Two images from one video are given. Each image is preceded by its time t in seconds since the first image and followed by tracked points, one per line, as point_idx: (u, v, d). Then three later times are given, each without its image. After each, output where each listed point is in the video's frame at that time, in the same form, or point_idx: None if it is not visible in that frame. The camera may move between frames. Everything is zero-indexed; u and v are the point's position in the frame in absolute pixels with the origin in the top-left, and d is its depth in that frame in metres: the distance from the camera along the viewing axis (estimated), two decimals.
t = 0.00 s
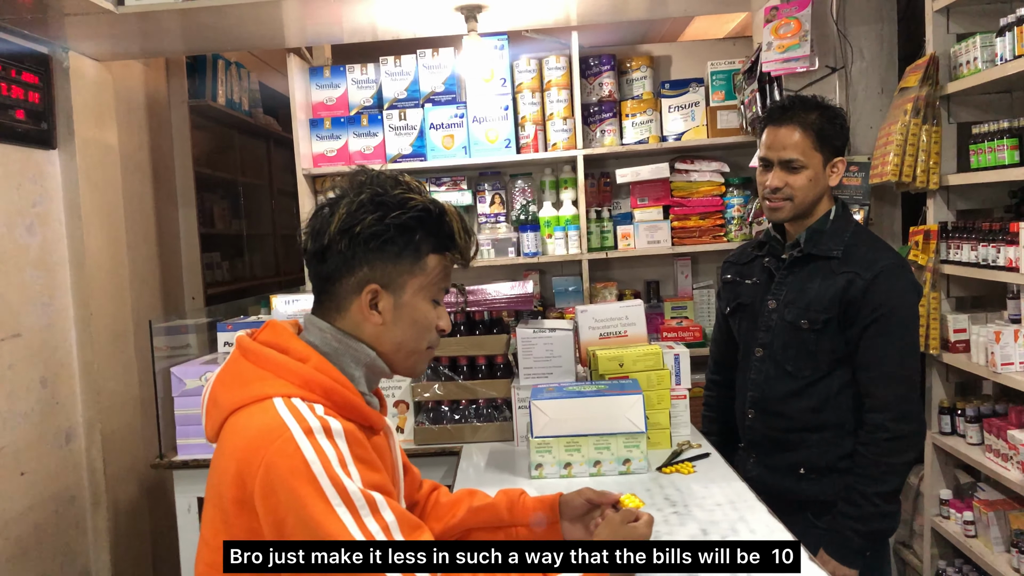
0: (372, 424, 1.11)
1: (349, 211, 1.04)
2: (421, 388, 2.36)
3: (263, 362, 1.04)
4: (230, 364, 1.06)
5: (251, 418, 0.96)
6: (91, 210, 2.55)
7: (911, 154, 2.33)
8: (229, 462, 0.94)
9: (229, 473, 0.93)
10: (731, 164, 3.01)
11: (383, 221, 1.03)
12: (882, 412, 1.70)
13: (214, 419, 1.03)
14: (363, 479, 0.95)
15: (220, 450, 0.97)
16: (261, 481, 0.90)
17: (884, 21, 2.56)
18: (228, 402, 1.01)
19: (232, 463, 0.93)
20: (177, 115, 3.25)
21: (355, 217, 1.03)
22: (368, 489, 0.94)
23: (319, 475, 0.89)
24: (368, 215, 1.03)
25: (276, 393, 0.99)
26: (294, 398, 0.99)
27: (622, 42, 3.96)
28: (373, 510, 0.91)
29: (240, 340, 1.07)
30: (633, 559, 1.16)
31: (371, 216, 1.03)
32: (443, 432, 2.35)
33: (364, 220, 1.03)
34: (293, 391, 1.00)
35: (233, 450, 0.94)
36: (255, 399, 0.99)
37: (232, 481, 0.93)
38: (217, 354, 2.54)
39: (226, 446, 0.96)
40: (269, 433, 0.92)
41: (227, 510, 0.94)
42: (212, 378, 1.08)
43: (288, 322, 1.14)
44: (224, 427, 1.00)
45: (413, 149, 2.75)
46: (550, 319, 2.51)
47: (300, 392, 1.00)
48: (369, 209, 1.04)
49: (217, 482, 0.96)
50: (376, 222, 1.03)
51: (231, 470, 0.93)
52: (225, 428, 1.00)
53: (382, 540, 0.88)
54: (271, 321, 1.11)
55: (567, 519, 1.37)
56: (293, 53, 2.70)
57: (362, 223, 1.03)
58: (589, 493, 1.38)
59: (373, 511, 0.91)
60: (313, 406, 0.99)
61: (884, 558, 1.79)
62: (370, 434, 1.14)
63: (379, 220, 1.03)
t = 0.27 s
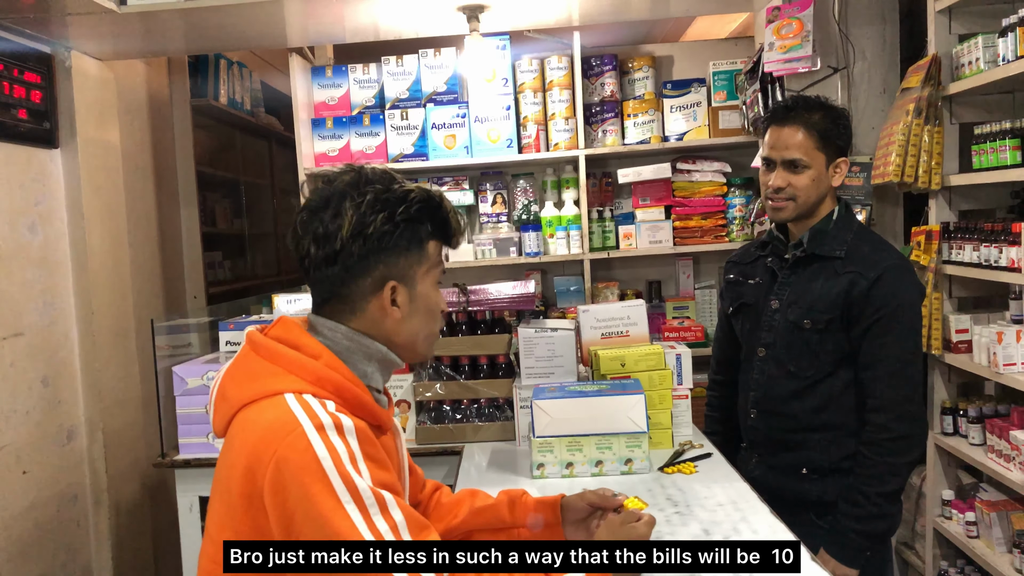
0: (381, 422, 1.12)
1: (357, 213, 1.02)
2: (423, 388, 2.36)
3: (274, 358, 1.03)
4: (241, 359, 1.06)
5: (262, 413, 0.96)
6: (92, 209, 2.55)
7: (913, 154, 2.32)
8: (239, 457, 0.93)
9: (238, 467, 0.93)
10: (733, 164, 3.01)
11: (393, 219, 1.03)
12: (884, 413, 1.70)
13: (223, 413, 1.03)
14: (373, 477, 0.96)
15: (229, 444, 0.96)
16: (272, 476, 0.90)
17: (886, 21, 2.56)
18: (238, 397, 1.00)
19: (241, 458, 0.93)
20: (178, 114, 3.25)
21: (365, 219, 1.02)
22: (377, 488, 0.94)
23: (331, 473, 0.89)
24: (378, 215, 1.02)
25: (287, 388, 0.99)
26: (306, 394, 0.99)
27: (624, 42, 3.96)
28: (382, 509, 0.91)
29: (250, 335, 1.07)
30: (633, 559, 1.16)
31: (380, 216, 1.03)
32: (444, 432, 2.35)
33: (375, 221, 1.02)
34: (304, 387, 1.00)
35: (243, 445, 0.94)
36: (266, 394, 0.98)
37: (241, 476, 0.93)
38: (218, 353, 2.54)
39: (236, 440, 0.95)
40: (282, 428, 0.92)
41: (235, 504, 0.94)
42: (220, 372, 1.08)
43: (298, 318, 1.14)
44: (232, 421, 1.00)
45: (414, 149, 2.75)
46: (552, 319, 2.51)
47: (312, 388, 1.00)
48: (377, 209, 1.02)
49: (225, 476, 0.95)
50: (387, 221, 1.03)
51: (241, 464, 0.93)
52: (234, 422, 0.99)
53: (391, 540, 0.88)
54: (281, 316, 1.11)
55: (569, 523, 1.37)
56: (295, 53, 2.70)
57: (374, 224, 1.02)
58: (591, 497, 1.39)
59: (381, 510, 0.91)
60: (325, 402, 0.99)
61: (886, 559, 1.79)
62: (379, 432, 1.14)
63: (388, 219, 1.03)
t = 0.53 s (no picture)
0: (372, 421, 1.13)
1: (316, 216, 1.00)
2: (414, 388, 2.35)
3: (265, 358, 1.03)
4: (230, 361, 1.05)
5: (255, 412, 0.95)
6: (83, 208, 2.53)
7: (903, 156, 2.32)
8: (232, 457, 0.92)
9: (231, 468, 0.92)
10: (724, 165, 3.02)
11: (352, 213, 1.03)
12: (876, 413, 1.70)
13: (213, 415, 1.01)
14: (366, 476, 0.96)
15: (221, 445, 0.95)
16: (266, 475, 0.89)
17: (877, 23, 2.57)
18: (229, 398, 0.99)
19: (235, 458, 0.92)
20: (170, 113, 3.24)
21: (325, 221, 1.01)
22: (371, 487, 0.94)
23: (325, 471, 0.89)
24: (337, 214, 1.01)
25: (279, 388, 0.98)
26: (298, 393, 0.98)
27: (616, 43, 3.96)
28: (376, 508, 0.91)
29: (239, 337, 1.06)
30: (632, 559, 1.16)
31: (339, 214, 1.02)
32: (436, 432, 2.35)
33: (336, 221, 1.01)
34: (297, 386, 0.99)
35: (237, 445, 0.93)
36: (258, 393, 0.98)
37: (234, 476, 0.92)
38: (210, 353, 2.53)
39: (229, 440, 0.94)
40: (275, 426, 0.92)
41: (227, 506, 0.93)
42: (210, 374, 1.07)
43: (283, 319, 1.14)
44: (224, 422, 0.99)
45: (407, 149, 2.75)
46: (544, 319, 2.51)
47: (303, 387, 1.00)
48: (334, 208, 1.01)
49: (217, 477, 0.94)
50: (347, 217, 1.02)
51: (234, 464, 0.92)
52: (225, 423, 0.98)
53: (385, 539, 0.88)
54: (268, 318, 1.10)
55: (559, 525, 1.37)
56: (286, 52, 2.70)
57: (335, 223, 1.01)
58: (580, 499, 1.37)
59: (376, 509, 0.91)
60: (318, 401, 0.99)
61: (877, 559, 1.80)
62: (369, 431, 1.14)
63: (348, 215, 1.02)
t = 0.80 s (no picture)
0: (366, 421, 1.14)
1: (288, 221, 1.01)
2: (410, 390, 2.36)
3: (258, 361, 1.03)
4: (224, 364, 1.05)
5: (249, 415, 0.95)
6: (77, 209, 2.53)
7: (896, 160, 2.35)
8: (227, 459, 0.93)
9: (226, 470, 0.92)
10: (719, 169, 3.03)
11: (324, 214, 1.03)
12: (869, 415, 1.71)
13: (207, 419, 1.02)
14: (360, 478, 0.96)
15: (216, 447, 0.96)
16: (261, 477, 0.90)
17: (870, 28, 2.58)
18: (223, 401, 1.00)
19: (229, 461, 0.92)
20: (166, 114, 3.23)
21: (297, 225, 1.01)
22: (365, 488, 0.95)
23: (319, 472, 0.89)
24: (308, 217, 1.02)
25: (273, 390, 0.99)
26: (291, 394, 0.99)
27: (611, 46, 3.97)
28: (371, 509, 0.92)
29: (231, 341, 1.07)
30: (631, 558, 1.20)
31: (311, 217, 1.02)
32: (431, 434, 2.35)
33: (308, 223, 1.01)
34: (290, 388, 1.00)
35: (231, 447, 0.93)
36: (252, 396, 0.98)
37: (229, 479, 0.92)
38: (205, 354, 2.53)
39: (223, 443, 0.95)
40: (269, 428, 0.92)
41: (222, 509, 0.93)
42: (203, 377, 1.07)
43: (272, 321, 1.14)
44: (218, 425, 0.99)
45: (402, 151, 2.75)
46: (539, 321, 2.51)
47: (297, 388, 1.01)
48: (305, 211, 1.02)
49: (212, 479, 0.94)
50: (320, 219, 1.03)
51: (229, 467, 0.92)
52: (220, 426, 0.99)
53: (380, 540, 0.89)
54: (259, 320, 1.10)
55: (554, 527, 1.37)
56: (282, 54, 2.70)
57: (308, 226, 1.01)
58: (573, 501, 1.36)
59: (370, 510, 0.92)
60: (311, 402, 0.99)
61: (870, 560, 1.80)
62: (363, 431, 1.15)
63: (320, 217, 1.03)
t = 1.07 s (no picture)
0: (357, 419, 1.13)
1: (276, 218, 1.00)
2: (401, 390, 2.35)
3: (247, 361, 1.02)
4: (212, 366, 1.05)
5: (239, 415, 0.95)
6: (67, 208, 2.52)
7: (888, 160, 2.35)
8: (217, 461, 0.92)
9: (217, 472, 0.91)
10: (711, 168, 3.03)
11: (313, 211, 1.02)
12: (861, 414, 1.72)
13: (197, 421, 1.01)
14: (351, 477, 0.96)
15: (206, 449, 0.95)
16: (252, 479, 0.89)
17: (862, 28, 2.58)
18: (212, 403, 0.99)
19: (220, 462, 0.92)
20: (157, 113, 3.22)
21: (285, 221, 1.01)
22: (357, 488, 0.94)
23: (310, 473, 0.89)
24: (297, 213, 1.01)
25: (262, 390, 0.98)
26: (281, 395, 0.98)
27: (604, 45, 3.97)
28: (362, 509, 0.92)
29: (218, 342, 1.06)
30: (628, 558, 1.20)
31: (300, 214, 1.01)
32: (423, 434, 2.35)
33: (297, 220, 1.01)
34: (279, 388, 0.99)
35: (222, 448, 0.92)
36: (241, 397, 0.97)
37: (220, 481, 0.91)
38: (196, 353, 2.52)
39: (213, 444, 0.94)
40: (259, 430, 0.91)
41: (214, 512, 0.92)
42: (191, 380, 1.06)
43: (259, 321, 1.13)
44: (207, 426, 0.99)
45: (394, 150, 2.74)
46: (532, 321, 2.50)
47: (286, 388, 1.00)
48: (293, 208, 1.01)
49: (203, 482, 0.93)
50: (308, 216, 1.02)
51: (219, 469, 0.91)
52: (209, 428, 0.98)
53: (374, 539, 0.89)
54: (247, 321, 1.10)
55: (545, 528, 1.37)
56: (273, 52, 2.69)
57: (296, 223, 1.01)
58: (564, 500, 1.36)
59: (362, 510, 0.92)
60: (300, 402, 0.99)
61: (861, 559, 1.81)
62: (354, 429, 1.14)
63: (309, 214, 1.02)
